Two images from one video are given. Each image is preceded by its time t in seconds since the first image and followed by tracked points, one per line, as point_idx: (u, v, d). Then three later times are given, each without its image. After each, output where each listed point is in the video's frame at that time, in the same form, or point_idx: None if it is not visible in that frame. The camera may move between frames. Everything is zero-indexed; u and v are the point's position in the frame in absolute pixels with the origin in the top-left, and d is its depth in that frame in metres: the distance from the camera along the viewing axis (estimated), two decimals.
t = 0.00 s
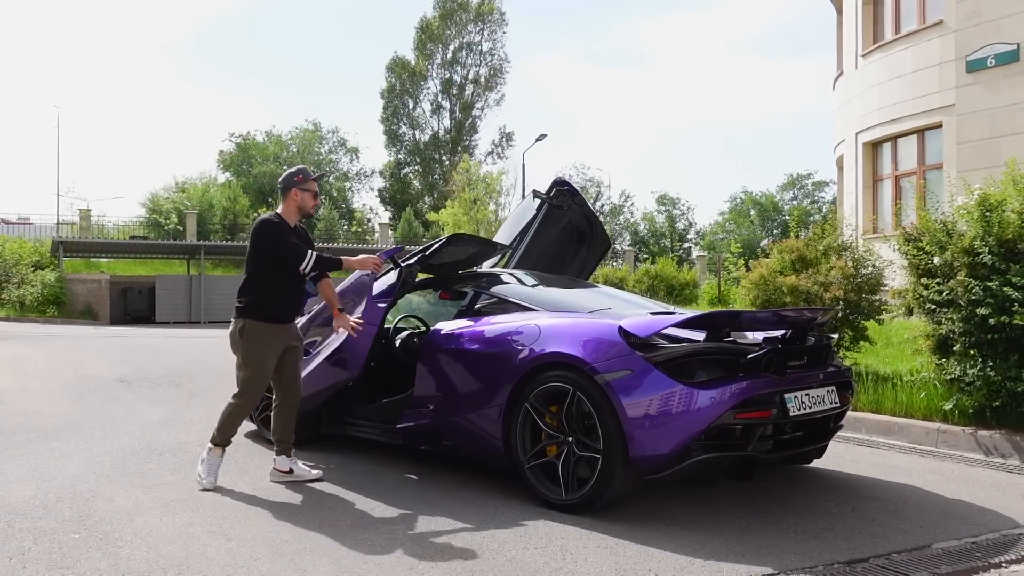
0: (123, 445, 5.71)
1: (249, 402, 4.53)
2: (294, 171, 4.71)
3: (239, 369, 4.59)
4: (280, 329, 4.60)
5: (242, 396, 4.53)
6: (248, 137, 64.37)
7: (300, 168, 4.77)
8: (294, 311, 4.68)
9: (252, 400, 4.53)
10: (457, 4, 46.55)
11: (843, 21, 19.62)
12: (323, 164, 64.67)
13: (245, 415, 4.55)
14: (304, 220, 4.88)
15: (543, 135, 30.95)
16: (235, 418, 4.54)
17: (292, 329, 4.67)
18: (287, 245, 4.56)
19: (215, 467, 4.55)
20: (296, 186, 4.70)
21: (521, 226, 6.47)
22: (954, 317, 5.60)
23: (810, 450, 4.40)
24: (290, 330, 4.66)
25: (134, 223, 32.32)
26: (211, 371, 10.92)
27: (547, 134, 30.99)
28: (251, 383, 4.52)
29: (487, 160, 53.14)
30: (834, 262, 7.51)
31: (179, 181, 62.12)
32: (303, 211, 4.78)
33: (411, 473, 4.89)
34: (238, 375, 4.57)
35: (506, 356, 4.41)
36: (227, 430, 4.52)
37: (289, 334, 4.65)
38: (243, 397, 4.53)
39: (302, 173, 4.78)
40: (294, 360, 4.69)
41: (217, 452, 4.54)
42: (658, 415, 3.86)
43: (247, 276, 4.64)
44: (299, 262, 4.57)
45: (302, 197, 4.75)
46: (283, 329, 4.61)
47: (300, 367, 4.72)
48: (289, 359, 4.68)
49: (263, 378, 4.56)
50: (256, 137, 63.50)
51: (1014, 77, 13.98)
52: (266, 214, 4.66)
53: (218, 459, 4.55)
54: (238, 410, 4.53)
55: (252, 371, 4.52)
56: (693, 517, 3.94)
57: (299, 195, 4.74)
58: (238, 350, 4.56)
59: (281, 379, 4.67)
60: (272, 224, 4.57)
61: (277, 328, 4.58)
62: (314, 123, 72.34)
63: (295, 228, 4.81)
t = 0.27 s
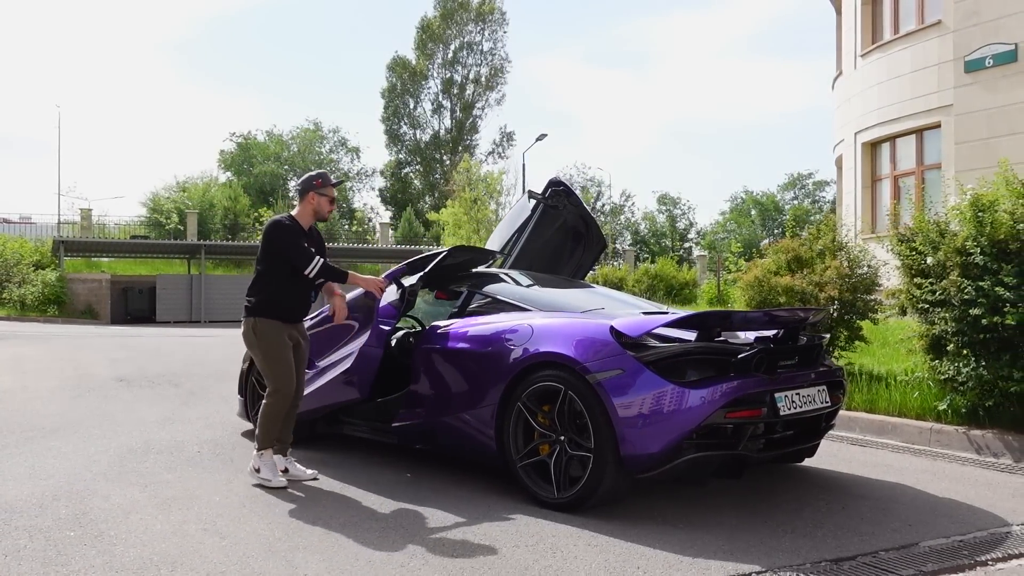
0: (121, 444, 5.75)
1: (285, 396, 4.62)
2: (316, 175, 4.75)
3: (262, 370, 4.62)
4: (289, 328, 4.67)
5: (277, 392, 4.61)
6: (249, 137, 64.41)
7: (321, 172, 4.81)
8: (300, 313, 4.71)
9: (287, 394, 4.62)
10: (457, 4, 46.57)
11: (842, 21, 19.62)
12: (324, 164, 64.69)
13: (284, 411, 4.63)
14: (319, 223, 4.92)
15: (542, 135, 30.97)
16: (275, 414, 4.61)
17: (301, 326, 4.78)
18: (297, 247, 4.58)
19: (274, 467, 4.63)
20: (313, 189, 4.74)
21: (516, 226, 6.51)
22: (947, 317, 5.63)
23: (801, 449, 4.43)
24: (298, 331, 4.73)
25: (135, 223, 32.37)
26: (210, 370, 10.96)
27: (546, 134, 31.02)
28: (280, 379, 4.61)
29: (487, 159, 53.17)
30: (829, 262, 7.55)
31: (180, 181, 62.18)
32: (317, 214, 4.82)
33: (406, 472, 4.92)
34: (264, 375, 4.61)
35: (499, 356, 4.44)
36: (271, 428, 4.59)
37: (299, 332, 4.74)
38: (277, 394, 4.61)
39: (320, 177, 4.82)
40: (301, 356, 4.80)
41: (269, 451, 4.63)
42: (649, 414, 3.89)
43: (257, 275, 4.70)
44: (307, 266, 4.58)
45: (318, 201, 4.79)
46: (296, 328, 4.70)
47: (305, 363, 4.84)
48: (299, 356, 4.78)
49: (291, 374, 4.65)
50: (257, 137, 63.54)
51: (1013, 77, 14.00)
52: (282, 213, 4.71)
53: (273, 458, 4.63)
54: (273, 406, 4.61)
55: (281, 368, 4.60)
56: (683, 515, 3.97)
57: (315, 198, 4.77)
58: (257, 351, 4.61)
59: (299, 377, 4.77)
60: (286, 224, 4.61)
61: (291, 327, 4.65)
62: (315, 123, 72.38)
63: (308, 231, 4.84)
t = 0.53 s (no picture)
0: (119, 442, 5.78)
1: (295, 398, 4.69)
2: (324, 176, 4.76)
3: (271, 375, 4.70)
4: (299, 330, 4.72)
5: (287, 395, 4.68)
6: (250, 136, 64.44)
7: (331, 172, 4.80)
8: (307, 317, 4.75)
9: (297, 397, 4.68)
10: (458, 3, 46.59)
11: (841, 20, 19.64)
12: (325, 163, 64.73)
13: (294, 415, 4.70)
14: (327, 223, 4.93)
15: (542, 135, 30.95)
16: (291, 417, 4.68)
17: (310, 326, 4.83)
18: (307, 251, 4.62)
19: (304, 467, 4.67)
20: (322, 190, 4.75)
21: (512, 225, 6.51)
22: (941, 317, 5.65)
23: (794, 447, 4.45)
24: (307, 332, 4.78)
25: (136, 222, 32.41)
26: (209, 370, 10.99)
27: (546, 134, 31.00)
28: (289, 383, 4.66)
29: (488, 159, 53.20)
30: (825, 262, 7.57)
31: (181, 180, 62.22)
32: (326, 215, 4.83)
33: (402, 469, 4.96)
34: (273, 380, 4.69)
35: (493, 354, 4.46)
36: (289, 432, 4.66)
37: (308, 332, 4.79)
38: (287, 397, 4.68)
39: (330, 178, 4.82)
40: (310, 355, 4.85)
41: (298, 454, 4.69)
42: (642, 412, 3.92)
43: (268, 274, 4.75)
44: (315, 271, 4.62)
45: (327, 202, 4.80)
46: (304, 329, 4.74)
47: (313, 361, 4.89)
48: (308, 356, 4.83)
49: (302, 375, 4.72)
50: (258, 136, 63.57)
51: (1011, 77, 14.01)
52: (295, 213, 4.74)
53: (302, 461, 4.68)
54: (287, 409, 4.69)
55: (291, 370, 4.66)
56: (676, 513, 3.99)
57: (323, 199, 4.78)
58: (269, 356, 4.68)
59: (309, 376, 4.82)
60: (297, 227, 4.64)
61: (300, 329, 4.70)
62: (316, 123, 72.41)
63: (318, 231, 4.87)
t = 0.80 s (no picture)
0: (118, 440, 5.81)
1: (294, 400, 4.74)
2: (338, 179, 4.75)
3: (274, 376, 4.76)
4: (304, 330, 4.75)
5: (288, 396, 4.73)
6: (251, 135, 64.47)
7: (346, 176, 4.80)
8: (312, 317, 4.78)
9: (296, 399, 4.73)
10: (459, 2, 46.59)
11: (841, 20, 19.66)
12: (326, 162, 64.74)
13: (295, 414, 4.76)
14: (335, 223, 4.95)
15: (543, 135, 30.96)
16: (291, 418, 4.74)
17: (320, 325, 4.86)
18: (313, 255, 4.64)
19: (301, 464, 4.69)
20: (334, 194, 4.75)
21: (511, 223, 6.54)
22: (936, 316, 5.68)
23: (789, 445, 4.47)
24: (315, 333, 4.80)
25: (137, 221, 32.45)
26: (209, 368, 11.03)
27: (546, 134, 30.99)
28: (292, 384, 4.71)
29: (489, 158, 53.21)
30: (822, 261, 7.59)
31: (182, 179, 62.28)
32: (335, 217, 4.85)
33: (398, 467, 4.98)
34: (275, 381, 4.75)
35: (490, 352, 4.49)
36: (288, 431, 4.70)
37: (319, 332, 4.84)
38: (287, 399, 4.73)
39: (344, 181, 4.81)
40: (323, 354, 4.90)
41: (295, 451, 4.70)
42: (637, 410, 3.94)
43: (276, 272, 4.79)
44: (320, 276, 4.64)
45: (338, 204, 4.81)
46: (313, 331, 4.78)
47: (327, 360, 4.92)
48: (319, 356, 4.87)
49: (304, 376, 4.75)
50: (259, 135, 63.60)
51: (1011, 76, 14.02)
52: (303, 215, 4.75)
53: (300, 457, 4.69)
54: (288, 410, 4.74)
55: (294, 372, 4.71)
56: (670, 510, 4.01)
57: (335, 201, 4.78)
58: (273, 357, 4.73)
59: (317, 377, 4.85)
60: (305, 230, 4.66)
61: (306, 330, 4.73)
62: (317, 122, 72.43)
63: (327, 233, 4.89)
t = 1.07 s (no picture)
0: (117, 438, 5.83)
1: (295, 399, 4.76)
2: (353, 182, 4.83)
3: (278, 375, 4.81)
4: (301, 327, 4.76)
5: (287, 394, 4.76)
6: (252, 134, 64.53)
7: (362, 180, 4.88)
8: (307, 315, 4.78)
9: (296, 397, 4.76)
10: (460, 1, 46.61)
11: (842, 19, 19.66)
12: (327, 162, 64.75)
13: (297, 410, 4.78)
14: (349, 225, 5.03)
15: (543, 134, 31.00)
16: (291, 416, 4.77)
17: (328, 326, 4.88)
18: (302, 254, 4.70)
19: (300, 463, 4.71)
20: (347, 196, 4.83)
21: (508, 223, 6.55)
22: (934, 315, 5.69)
23: (785, 443, 4.49)
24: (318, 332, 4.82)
25: (138, 221, 32.51)
26: (209, 367, 11.05)
27: (547, 133, 31.05)
28: (293, 382, 4.75)
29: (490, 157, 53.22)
30: (821, 259, 7.60)
31: (184, 179, 62.35)
32: (347, 219, 4.92)
33: (396, 465, 5.00)
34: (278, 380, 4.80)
35: (486, 351, 4.51)
36: (288, 427, 4.74)
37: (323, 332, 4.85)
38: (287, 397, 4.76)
39: (360, 185, 4.90)
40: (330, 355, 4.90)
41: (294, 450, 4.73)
42: (633, 409, 3.96)
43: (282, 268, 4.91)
44: (302, 271, 4.68)
45: (351, 207, 4.88)
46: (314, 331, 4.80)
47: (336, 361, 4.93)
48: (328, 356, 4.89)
49: (303, 374, 4.78)
50: (260, 135, 63.64)
51: (1010, 76, 14.02)
52: (312, 213, 4.86)
53: (298, 457, 4.72)
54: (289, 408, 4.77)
55: (293, 370, 4.74)
56: (666, 509, 4.03)
57: (348, 203, 4.87)
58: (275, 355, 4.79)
59: (322, 379, 4.85)
60: (305, 228, 4.75)
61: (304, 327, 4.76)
62: (318, 121, 72.50)
63: (336, 234, 4.95)
